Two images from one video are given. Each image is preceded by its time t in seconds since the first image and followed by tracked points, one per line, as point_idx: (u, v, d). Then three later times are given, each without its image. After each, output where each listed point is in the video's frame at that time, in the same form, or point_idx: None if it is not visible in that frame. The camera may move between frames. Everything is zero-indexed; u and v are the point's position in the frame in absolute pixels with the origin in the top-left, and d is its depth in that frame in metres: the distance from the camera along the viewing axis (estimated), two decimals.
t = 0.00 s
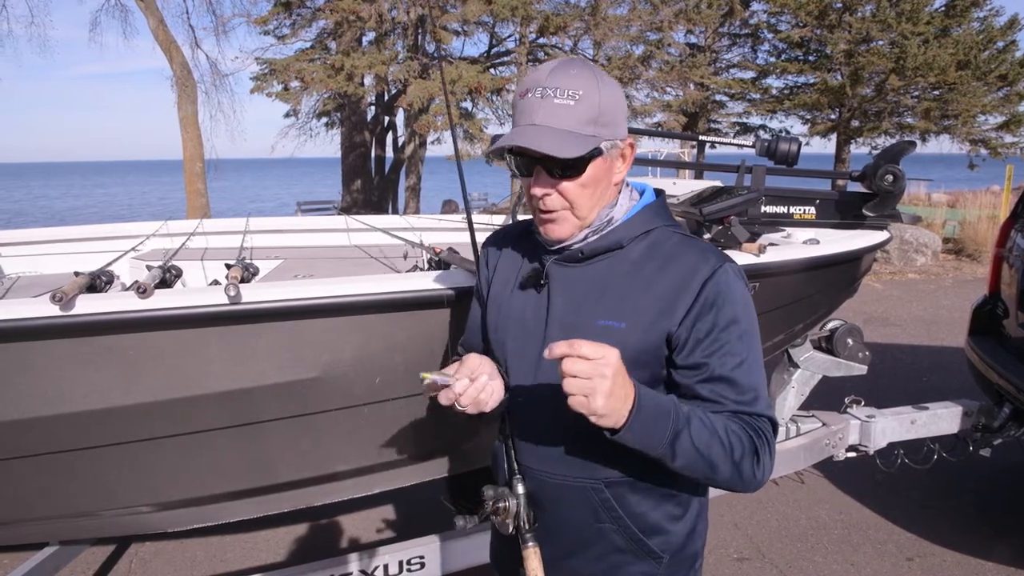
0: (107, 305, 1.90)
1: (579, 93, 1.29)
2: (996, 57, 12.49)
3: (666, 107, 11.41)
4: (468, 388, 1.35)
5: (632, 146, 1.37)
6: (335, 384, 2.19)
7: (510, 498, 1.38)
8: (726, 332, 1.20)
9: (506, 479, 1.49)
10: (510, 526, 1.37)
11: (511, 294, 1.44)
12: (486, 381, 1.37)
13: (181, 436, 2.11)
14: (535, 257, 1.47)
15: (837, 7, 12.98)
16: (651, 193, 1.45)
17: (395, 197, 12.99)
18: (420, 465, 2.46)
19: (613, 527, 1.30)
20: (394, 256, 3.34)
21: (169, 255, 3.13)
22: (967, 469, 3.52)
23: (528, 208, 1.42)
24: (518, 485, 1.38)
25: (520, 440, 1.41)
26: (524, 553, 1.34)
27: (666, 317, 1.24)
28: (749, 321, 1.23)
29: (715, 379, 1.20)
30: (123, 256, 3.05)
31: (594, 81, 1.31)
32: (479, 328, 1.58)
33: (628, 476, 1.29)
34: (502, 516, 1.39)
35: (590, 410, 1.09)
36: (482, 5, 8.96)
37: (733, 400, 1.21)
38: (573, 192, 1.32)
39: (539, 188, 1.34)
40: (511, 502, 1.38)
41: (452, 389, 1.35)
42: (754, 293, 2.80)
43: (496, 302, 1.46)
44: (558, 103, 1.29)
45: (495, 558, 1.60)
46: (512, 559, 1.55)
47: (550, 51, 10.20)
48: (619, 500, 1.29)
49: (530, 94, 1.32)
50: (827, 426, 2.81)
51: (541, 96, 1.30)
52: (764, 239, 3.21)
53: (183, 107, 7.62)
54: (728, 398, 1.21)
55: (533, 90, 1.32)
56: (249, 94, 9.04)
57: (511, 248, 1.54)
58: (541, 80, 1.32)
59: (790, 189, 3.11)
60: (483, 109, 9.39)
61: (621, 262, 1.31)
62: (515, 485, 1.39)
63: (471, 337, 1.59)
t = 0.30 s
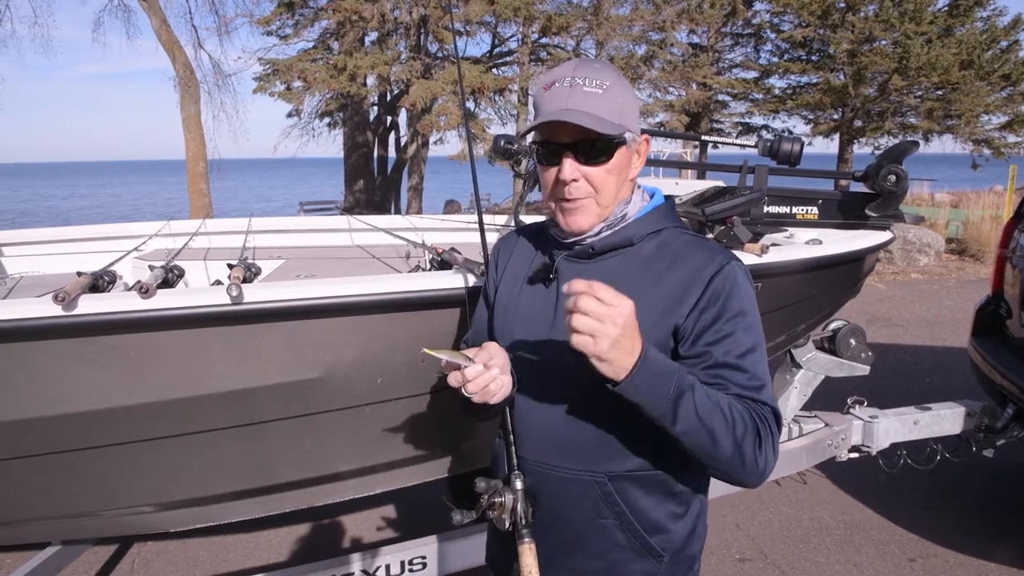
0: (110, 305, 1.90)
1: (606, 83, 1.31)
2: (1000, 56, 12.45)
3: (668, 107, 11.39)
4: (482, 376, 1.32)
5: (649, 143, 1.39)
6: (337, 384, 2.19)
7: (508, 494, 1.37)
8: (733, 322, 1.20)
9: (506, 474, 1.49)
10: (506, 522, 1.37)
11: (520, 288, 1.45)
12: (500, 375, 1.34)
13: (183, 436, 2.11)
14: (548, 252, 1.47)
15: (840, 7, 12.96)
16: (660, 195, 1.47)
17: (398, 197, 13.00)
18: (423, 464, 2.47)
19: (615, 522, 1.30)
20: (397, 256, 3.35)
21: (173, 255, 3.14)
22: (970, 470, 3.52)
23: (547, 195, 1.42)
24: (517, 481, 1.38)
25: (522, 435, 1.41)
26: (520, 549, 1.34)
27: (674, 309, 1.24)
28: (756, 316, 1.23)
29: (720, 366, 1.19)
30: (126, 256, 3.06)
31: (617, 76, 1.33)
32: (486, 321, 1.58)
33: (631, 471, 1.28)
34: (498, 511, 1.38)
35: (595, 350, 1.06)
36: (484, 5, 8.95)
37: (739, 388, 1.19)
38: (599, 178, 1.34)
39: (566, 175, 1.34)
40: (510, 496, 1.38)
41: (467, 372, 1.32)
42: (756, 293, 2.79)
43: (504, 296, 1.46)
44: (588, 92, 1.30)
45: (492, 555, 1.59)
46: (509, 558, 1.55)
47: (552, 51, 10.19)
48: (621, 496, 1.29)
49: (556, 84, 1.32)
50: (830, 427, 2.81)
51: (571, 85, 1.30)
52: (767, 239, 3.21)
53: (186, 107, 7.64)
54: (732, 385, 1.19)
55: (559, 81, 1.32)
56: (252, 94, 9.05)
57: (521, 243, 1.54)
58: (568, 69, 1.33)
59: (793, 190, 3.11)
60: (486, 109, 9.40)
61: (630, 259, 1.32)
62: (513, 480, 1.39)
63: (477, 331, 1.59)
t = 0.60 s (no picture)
0: (110, 305, 1.91)
1: (615, 86, 1.32)
2: (1001, 56, 12.41)
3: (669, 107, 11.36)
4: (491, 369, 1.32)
5: (655, 149, 1.39)
6: (338, 384, 2.19)
7: (496, 497, 1.38)
8: (727, 313, 1.21)
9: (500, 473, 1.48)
10: (496, 524, 1.37)
11: (519, 289, 1.45)
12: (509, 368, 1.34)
13: (182, 436, 2.11)
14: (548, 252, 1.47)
15: (841, 7, 12.95)
16: (659, 198, 1.46)
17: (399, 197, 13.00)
18: (422, 464, 2.47)
19: (613, 519, 1.30)
20: (397, 256, 3.35)
21: (174, 255, 3.15)
22: (970, 470, 3.51)
23: (549, 192, 1.42)
24: (510, 482, 1.38)
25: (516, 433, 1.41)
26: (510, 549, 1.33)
27: (671, 304, 1.24)
28: (749, 313, 1.23)
29: (713, 356, 1.19)
30: (127, 256, 3.06)
31: (628, 81, 1.34)
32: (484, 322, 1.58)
33: (628, 468, 1.28)
34: (488, 513, 1.39)
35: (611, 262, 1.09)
36: (485, 5, 8.95)
37: (732, 376, 1.19)
38: (599, 177, 1.34)
39: (566, 169, 1.35)
40: (500, 497, 1.37)
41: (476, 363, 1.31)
42: (756, 293, 2.79)
43: (504, 295, 1.46)
44: (596, 92, 1.31)
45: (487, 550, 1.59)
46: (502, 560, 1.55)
47: (554, 51, 10.19)
48: (620, 492, 1.29)
49: (566, 82, 1.34)
50: (830, 427, 2.81)
51: (580, 83, 1.32)
52: (767, 239, 3.20)
53: (187, 107, 7.65)
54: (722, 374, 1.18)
55: (570, 79, 1.34)
56: (253, 94, 9.06)
57: (520, 247, 1.54)
58: (578, 70, 1.35)
59: (793, 190, 3.11)
60: (487, 109, 9.40)
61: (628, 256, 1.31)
62: (506, 482, 1.38)
63: (473, 330, 1.59)
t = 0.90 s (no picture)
0: (113, 304, 1.91)
1: (620, 84, 1.32)
2: (1007, 56, 12.34)
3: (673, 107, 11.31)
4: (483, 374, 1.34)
5: (657, 149, 1.39)
6: (340, 384, 2.20)
7: (496, 497, 1.39)
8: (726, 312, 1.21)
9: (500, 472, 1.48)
10: (497, 524, 1.38)
11: (519, 289, 1.45)
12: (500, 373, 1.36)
13: (185, 435, 2.12)
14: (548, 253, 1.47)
15: (846, 6, 12.90)
16: (659, 197, 1.46)
17: (404, 197, 13.01)
18: (426, 464, 2.48)
19: (613, 518, 1.31)
20: (401, 256, 3.35)
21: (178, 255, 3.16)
22: (974, 470, 3.51)
23: (550, 187, 1.43)
24: (510, 481, 1.38)
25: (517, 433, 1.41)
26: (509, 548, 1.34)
27: (673, 303, 1.24)
28: (750, 312, 1.23)
29: (714, 354, 1.20)
30: (132, 256, 3.07)
31: (634, 80, 1.34)
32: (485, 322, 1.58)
33: (627, 468, 1.28)
34: (488, 514, 1.40)
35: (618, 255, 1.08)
36: (489, 5, 8.95)
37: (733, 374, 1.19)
38: (599, 175, 1.34)
39: (566, 166, 1.35)
40: (501, 497, 1.38)
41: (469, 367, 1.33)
42: (760, 293, 2.79)
43: (504, 295, 1.47)
44: (601, 89, 1.31)
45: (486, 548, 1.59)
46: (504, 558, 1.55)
47: (558, 51, 10.19)
48: (620, 492, 1.29)
49: (573, 78, 1.34)
50: (834, 428, 2.80)
51: (585, 79, 1.32)
52: (771, 239, 3.20)
53: (193, 107, 7.67)
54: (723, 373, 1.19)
55: (577, 75, 1.34)
56: (259, 95, 9.08)
57: (520, 246, 1.55)
58: (585, 66, 1.35)
59: (797, 190, 3.11)
60: (491, 109, 9.41)
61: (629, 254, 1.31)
62: (506, 481, 1.38)
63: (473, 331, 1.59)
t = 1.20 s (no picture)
0: (117, 303, 1.92)
1: (620, 81, 1.31)
2: (1014, 56, 12.26)
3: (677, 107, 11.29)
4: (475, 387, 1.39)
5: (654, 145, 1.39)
6: (342, 384, 2.20)
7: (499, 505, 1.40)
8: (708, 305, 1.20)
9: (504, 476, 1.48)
10: (502, 531, 1.39)
11: (512, 290, 1.45)
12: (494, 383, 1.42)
13: (187, 434, 2.13)
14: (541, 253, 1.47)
15: (851, 6, 12.86)
16: (653, 191, 1.48)
17: (408, 197, 13.01)
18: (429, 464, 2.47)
19: (618, 521, 1.30)
20: (404, 255, 3.36)
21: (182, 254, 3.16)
22: (980, 471, 3.50)
23: (547, 186, 1.43)
24: (513, 489, 1.38)
25: (518, 436, 1.41)
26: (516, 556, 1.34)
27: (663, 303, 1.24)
28: (737, 304, 1.22)
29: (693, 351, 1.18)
30: (136, 256, 3.08)
31: (633, 76, 1.33)
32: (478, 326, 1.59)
33: (629, 469, 1.28)
34: (493, 521, 1.41)
35: (545, 342, 0.97)
36: (493, 5, 8.95)
37: (709, 371, 1.16)
38: (599, 175, 1.34)
39: (566, 166, 1.35)
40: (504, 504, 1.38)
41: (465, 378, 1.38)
42: (763, 293, 2.78)
43: (497, 296, 1.47)
44: (601, 87, 1.30)
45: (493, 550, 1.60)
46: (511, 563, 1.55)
47: (562, 50, 10.18)
48: (623, 493, 1.29)
49: (571, 74, 1.32)
50: (838, 428, 2.79)
51: (585, 76, 1.30)
52: (775, 239, 3.19)
53: (197, 107, 7.69)
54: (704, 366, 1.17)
55: (575, 70, 1.32)
56: (263, 95, 9.10)
57: (512, 245, 1.55)
58: (584, 61, 1.33)
59: (801, 190, 3.10)
60: (495, 109, 9.41)
61: (624, 255, 1.32)
62: (509, 488, 1.38)
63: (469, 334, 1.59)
